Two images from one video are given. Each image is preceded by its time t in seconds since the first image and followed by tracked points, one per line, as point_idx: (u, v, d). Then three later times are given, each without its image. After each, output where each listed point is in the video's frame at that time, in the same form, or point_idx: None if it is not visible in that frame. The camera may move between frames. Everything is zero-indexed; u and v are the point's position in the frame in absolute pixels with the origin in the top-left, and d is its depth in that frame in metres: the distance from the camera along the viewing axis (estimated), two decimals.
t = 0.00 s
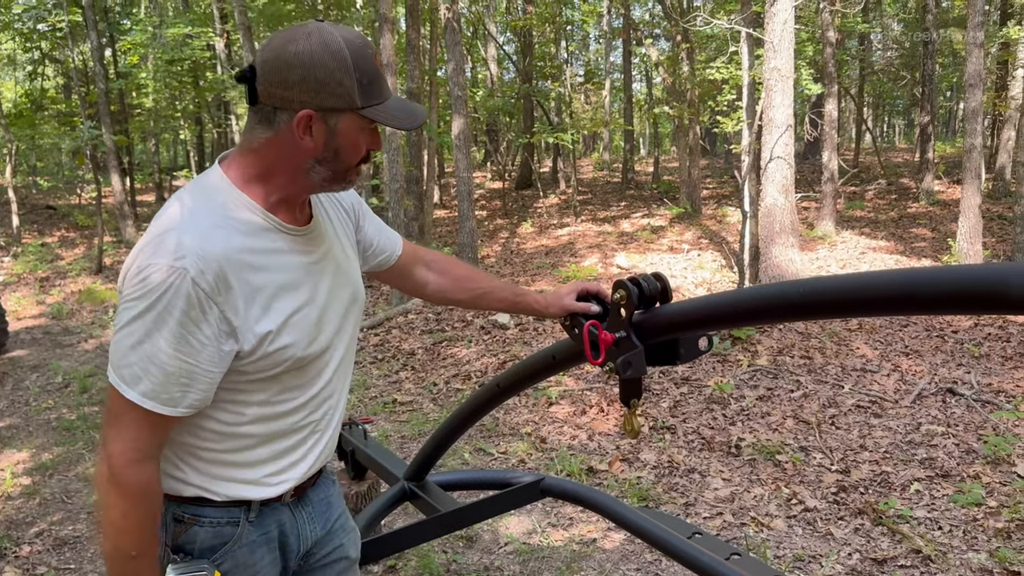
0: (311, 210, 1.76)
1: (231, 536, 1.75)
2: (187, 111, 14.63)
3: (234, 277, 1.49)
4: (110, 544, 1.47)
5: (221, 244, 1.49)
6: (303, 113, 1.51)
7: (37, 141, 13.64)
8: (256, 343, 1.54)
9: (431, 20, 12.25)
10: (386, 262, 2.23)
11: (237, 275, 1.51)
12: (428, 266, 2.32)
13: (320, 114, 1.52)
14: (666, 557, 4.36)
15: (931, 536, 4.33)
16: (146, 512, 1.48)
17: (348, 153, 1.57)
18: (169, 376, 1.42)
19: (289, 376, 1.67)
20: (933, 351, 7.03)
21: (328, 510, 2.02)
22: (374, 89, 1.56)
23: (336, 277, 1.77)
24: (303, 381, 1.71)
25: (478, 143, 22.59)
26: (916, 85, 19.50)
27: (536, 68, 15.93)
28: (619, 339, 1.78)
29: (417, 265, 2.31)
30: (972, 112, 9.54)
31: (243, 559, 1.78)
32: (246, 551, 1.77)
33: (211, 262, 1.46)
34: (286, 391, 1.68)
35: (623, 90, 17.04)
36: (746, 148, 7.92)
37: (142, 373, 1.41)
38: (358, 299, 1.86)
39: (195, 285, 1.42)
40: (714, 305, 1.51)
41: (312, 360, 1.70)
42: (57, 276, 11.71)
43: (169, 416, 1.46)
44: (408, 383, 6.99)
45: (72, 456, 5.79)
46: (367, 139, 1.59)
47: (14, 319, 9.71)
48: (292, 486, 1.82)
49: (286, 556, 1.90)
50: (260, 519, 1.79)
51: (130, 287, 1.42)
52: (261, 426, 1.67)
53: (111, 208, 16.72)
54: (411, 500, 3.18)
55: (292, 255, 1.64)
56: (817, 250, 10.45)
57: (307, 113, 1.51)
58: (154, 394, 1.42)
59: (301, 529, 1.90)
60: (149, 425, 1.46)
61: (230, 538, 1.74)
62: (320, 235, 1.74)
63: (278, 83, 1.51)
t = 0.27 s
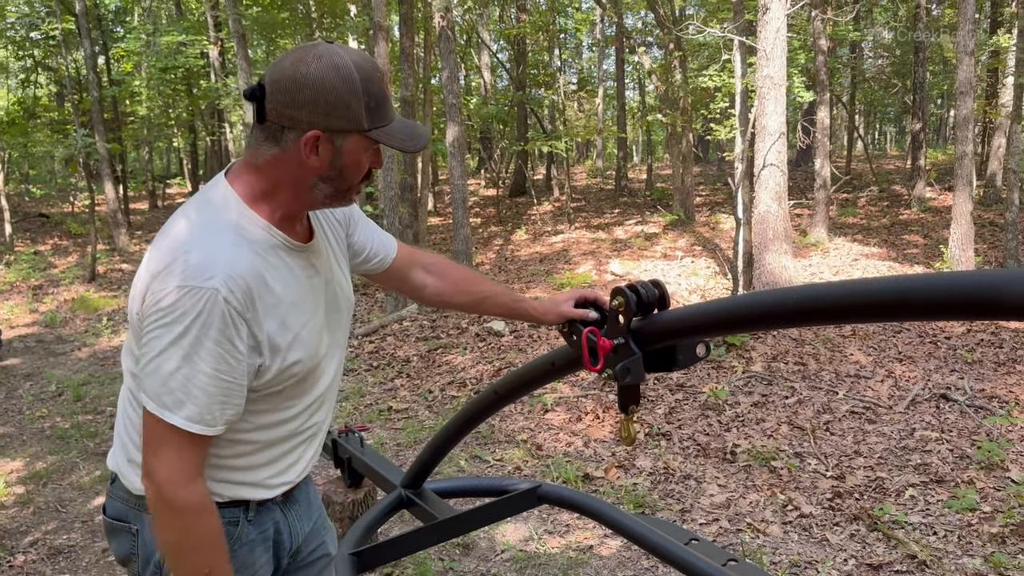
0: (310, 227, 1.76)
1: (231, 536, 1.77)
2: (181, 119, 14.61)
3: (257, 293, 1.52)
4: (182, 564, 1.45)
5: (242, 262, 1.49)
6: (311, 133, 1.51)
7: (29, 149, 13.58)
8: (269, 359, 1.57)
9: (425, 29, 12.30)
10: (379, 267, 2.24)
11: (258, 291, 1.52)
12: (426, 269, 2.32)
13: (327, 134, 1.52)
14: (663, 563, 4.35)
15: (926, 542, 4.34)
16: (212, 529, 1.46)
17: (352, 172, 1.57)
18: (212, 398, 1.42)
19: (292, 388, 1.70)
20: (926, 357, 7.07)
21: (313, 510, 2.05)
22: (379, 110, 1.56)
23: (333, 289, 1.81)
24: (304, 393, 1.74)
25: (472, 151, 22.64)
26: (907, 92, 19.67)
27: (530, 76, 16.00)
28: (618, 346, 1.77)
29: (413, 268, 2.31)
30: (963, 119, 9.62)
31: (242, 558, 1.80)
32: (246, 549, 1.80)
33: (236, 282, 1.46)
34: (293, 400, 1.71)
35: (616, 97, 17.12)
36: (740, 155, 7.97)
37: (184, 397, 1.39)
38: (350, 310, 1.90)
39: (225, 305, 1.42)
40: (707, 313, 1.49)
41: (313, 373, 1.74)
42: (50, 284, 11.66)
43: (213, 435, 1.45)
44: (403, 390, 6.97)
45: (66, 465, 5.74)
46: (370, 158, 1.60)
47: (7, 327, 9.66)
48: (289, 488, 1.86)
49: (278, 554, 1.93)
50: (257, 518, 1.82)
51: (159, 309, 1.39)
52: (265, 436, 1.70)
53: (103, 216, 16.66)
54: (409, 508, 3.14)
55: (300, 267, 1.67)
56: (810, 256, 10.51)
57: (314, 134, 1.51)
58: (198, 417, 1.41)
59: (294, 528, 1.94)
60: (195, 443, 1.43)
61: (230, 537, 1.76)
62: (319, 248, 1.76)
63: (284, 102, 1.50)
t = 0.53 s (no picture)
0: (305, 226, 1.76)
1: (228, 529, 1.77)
2: (176, 123, 14.59)
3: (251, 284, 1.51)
4: (209, 553, 1.41)
5: (235, 254, 1.49)
6: (299, 129, 1.50)
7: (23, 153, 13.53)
8: (263, 353, 1.56)
9: (421, 33, 12.31)
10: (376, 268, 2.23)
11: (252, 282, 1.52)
12: (427, 272, 2.30)
13: (315, 128, 1.51)
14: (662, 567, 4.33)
15: (923, 545, 4.34)
16: (234, 514, 1.43)
17: (342, 167, 1.56)
18: (216, 387, 1.40)
19: (286, 384, 1.69)
20: (922, 361, 7.09)
21: (312, 507, 2.05)
22: (367, 104, 1.55)
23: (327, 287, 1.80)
24: (298, 389, 1.73)
25: (467, 156, 22.65)
26: (900, 98, 19.79)
27: (525, 81, 16.03)
28: (619, 349, 1.70)
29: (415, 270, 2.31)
30: (957, 124, 9.67)
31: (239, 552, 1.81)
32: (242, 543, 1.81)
33: (229, 273, 1.46)
34: (286, 395, 1.70)
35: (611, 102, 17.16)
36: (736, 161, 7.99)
37: (190, 386, 1.38)
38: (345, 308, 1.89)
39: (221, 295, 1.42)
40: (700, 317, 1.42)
41: (307, 369, 1.73)
42: (45, 289, 11.60)
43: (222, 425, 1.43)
44: (400, 395, 6.95)
45: (61, 469, 5.69)
46: (360, 153, 1.58)
47: (1, 331, 9.60)
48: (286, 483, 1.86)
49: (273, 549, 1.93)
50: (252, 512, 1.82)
51: (153, 303, 1.38)
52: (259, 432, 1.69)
53: (98, 221, 16.60)
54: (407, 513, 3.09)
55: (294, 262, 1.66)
56: (806, 261, 10.55)
57: (303, 128, 1.50)
58: (204, 408, 1.39)
59: (291, 522, 1.94)
60: (206, 435, 1.42)
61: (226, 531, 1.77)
62: (313, 247, 1.75)
63: (272, 96, 1.50)
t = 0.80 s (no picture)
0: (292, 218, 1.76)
1: (221, 518, 1.75)
2: (172, 124, 14.55)
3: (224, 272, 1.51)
4: (151, 540, 1.44)
5: (207, 243, 1.50)
6: (269, 118, 1.52)
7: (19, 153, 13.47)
8: (238, 340, 1.55)
9: (418, 35, 12.30)
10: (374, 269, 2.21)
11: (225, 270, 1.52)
12: (427, 272, 2.27)
13: (286, 116, 1.52)
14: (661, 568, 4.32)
15: (922, 547, 4.34)
16: (182, 503, 1.45)
17: (314, 154, 1.56)
18: (176, 370, 1.41)
19: (268, 374, 1.66)
20: (919, 363, 7.11)
21: (304, 504, 2.02)
22: (338, 94, 1.54)
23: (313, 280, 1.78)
24: (282, 379, 1.70)
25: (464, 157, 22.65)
26: (896, 100, 19.87)
27: (522, 83, 16.05)
28: (624, 351, 1.63)
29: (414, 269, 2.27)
30: (953, 127, 9.72)
31: (231, 542, 1.78)
32: (235, 532, 1.78)
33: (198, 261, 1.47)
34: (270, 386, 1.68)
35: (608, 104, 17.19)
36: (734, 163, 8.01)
37: (150, 368, 1.41)
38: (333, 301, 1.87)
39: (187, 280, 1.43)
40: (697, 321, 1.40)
41: (290, 359, 1.70)
42: (41, 289, 11.55)
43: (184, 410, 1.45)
44: (398, 396, 6.93)
45: (58, 470, 5.66)
46: (334, 143, 1.57)
47: None
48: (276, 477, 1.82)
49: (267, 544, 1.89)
50: (246, 504, 1.79)
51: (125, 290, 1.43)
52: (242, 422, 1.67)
53: (94, 221, 16.54)
54: (408, 514, 3.07)
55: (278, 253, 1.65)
56: (803, 263, 10.58)
57: (272, 116, 1.51)
58: (164, 389, 1.41)
59: (283, 518, 1.91)
60: (169, 419, 1.44)
61: (219, 520, 1.75)
62: (299, 239, 1.75)
63: (245, 87, 1.53)
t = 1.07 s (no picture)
0: (270, 212, 1.81)
1: (194, 500, 1.73)
2: (169, 122, 14.50)
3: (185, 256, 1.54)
4: (81, 498, 1.50)
5: (171, 229, 1.54)
6: (235, 114, 1.60)
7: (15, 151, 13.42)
8: (200, 322, 1.57)
9: (417, 34, 12.29)
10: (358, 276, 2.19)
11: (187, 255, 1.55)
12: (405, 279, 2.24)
13: (251, 112, 1.60)
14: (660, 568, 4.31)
15: (921, 547, 4.35)
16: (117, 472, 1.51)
17: (279, 146, 1.62)
18: (130, 345, 1.45)
19: (234, 359, 1.66)
20: (917, 364, 7.13)
21: (278, 492, 1.99)
22: (301, 92, 1.62)
23: (286, 272, 1.77)
24: (250, 366, 1.70)
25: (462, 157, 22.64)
26: (892, 101, 19.94)
27: (520, 82, 16.04)
28: (627, 352, 1.53)
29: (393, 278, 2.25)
30: (951, 128, 9.75)
31: (205, 526, 1.75)
32: (209, 516, 1.75)
33: (161, 244, 1.51)
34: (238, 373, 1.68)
35: (606, 104, 17.21)
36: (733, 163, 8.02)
37: (109, 341, 1.46)
38: (307, 294, 1.86)
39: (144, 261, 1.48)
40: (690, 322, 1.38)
41: (257, 344, 1.69)
42: (37, 287, 11.51)
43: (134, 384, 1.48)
44: (396, 395, 6.91)
45: (56, 469, 5.63)
46: (299, 139, 1.64)
47: None
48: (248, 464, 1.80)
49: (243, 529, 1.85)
50: (221, 487, 1.77)
51: (93, 272, 1.50)
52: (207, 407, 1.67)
53: (90, 220, 16.48)
54: (407, 513, 3.06)
55: (246, 243, 1.68)
56: (800, 264, 10.60)
57: (238, 111, 1.60)
58: (119, 362, 1.46)
59: (258, 503, 1.88)
60: (123, 390, 1.48)
61: (193, 503, 1.72)
62: (275, 234, 1.78)
63: (215, 86, 1.62)
